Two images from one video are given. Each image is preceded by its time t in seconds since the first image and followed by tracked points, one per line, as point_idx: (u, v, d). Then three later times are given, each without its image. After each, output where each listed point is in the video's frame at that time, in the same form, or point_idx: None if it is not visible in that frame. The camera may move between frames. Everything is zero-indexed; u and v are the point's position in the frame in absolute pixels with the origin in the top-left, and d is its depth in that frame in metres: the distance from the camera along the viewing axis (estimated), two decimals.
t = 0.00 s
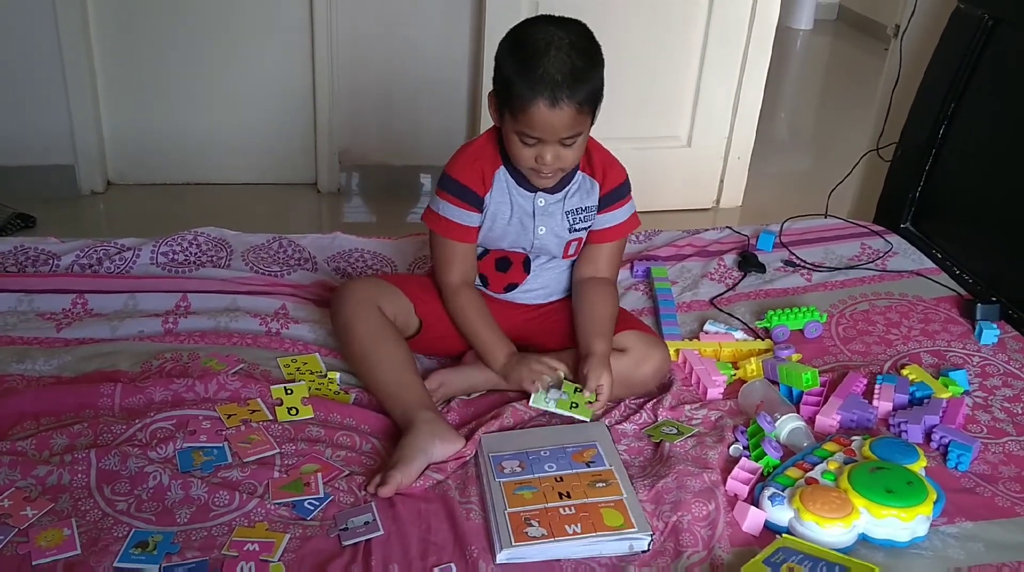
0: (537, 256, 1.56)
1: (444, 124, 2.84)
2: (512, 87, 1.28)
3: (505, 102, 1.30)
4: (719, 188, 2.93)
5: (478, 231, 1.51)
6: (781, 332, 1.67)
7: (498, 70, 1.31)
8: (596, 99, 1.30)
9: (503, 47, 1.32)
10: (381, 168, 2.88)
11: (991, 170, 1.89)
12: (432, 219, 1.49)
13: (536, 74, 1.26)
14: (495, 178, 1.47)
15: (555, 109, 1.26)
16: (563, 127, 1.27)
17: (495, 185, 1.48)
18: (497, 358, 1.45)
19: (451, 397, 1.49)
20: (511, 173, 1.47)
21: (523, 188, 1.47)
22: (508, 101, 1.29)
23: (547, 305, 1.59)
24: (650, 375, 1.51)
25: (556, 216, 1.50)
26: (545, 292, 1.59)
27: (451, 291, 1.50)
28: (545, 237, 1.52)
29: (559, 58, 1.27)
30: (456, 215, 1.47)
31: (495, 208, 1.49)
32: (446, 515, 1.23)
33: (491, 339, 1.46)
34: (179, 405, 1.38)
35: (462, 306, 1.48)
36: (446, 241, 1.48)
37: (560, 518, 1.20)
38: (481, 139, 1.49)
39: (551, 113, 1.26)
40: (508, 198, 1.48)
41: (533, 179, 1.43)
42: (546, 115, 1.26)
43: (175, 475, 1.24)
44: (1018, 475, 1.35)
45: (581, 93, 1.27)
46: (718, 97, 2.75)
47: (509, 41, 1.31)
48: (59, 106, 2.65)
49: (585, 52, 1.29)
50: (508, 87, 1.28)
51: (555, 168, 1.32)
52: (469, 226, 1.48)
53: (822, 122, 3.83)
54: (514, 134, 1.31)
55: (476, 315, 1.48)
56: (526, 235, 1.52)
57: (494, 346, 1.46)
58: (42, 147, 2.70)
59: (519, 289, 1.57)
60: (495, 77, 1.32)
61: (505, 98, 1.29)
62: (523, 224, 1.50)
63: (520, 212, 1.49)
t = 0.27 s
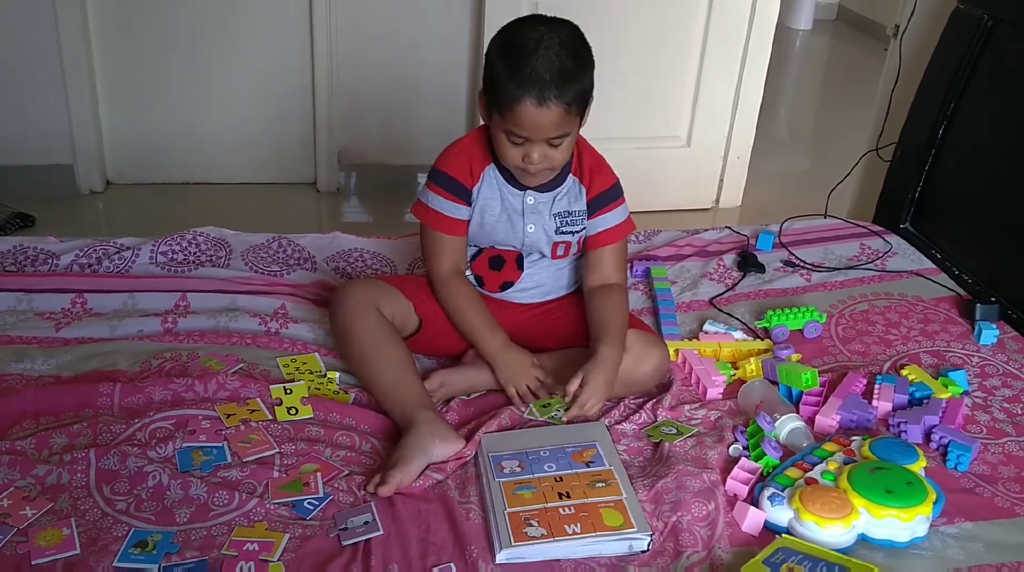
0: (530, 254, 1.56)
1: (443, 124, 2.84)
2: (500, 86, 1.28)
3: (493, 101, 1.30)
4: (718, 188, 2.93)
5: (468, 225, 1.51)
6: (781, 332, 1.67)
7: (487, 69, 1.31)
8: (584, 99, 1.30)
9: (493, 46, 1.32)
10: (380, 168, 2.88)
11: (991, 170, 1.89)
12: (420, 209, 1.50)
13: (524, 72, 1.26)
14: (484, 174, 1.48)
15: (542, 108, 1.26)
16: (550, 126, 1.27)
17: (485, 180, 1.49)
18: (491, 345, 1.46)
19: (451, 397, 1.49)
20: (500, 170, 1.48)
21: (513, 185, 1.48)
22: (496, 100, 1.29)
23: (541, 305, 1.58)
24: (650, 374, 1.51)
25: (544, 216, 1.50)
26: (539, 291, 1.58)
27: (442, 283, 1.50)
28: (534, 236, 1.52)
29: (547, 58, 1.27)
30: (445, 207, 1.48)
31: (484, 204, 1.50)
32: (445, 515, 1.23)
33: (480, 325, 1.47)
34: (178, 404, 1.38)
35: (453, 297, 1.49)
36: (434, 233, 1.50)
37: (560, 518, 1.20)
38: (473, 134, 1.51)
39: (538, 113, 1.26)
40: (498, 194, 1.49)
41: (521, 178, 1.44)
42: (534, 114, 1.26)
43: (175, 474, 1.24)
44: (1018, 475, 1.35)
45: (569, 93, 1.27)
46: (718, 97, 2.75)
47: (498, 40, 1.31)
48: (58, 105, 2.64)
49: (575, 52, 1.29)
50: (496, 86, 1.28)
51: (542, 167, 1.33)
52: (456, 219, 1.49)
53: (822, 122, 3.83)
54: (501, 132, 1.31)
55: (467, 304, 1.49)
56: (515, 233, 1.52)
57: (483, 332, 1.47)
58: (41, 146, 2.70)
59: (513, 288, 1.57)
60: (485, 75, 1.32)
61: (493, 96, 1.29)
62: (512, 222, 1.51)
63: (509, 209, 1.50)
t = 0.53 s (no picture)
0: (527, 253, 1.56)
1: (446, 123, 2.84)
2: (501, 91, 1.28)
3: (493, 106, 1.30)
4: (721, 188, 2.92)
5: (464, 219, 1.53)
6: (784, 332, 1.67)
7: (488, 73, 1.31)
8: (584, 105, 1.30)
9: (493, 49, 1.31)
10: (383, 167, 2.88)
11: (994, 171, 1.89)
12: (416, 198, 1.53)
13: (525, 79, 1.26)
14: (479, 169, 1.50)
15: (543, 115, 1.26)
16: (550, 132, 1.28)
17: (480, 175, 1.50)
18: (470, 311, 1.44)
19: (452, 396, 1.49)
20: (495, 167, 1.49)
21: (508, 184, 1.49)
22: (496, 105, 1.29)
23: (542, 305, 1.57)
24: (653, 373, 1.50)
25: (540, 215, 1.51)
26: (539, 292, 1.57)
27: (427, 258, 1.52)
28: (529, 235, 1.52)
29: (548, 64, 1.26)
30: (439, 197, 1.51)
31: (480, 200, 1.51)
32: (449, 514, 1.23)
33: (459, 295, 1.47)
34: (181, 403, 1.38)
35: (435, 270, 1.50)
36: (431, 223, 1.52)
37: (563, 517, 1.20)
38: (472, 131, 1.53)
39: (539, 119, 1.26)
40: (494, 191, 1.50)
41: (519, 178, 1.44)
42: (534, 121, 1.26)
43: (178, 473, 1.24)
44: (1021, 475, 1.35)
45: (570, 99, 1.27)
46: (721, 96, 2.75)
47: (499, 43, 1.30)
48: (61, 103, 2.64)
49: (576, 57, 1.29)
50: (497, 91, 1.28)
51: (542, 172, 1.33)
52: (451, 210, 1.51)
53: (824, 122, 3.83)
54: (502, 137, 1.31)
55: (449, 277, 1.49)
56: (510, 232, 1.52)
57: (461, 301, 1.46)
58: (43, 144, 2.70)
59: (513, 288, 1.56)
60: (485, 79, 1.32)
61: (494, 101, 1.29)
62: (507, 220, 1.51)
63: (504, 207, 1.50)
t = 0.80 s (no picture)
0: (531, 255, 1.56)
1: (448, 124, 2.84)
2: (496, 91, 1.28)
3: (489, 106, 1.30)
4: (723, 190, 2.93)
5: (471, 229, 1.53)
6: (785, 335, 1.67)
7: (484, 72, 1.31)
8: (580, 106, 1.30)
9: (490, 49, 1.32)
10: (385, 167, 2.89)
11: (996, 174, 1.89)
12: (422, 218, 1.52)
13: (520, 79, 1.26)
14: (481, 179, 1.50)
15: (537, 115, 1.26)
16: (545, 132, 1.28)
17: (481, 183, 1.50)
18: (486, 333, 1.44)
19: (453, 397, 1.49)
20: (496, 175, 1.49)
21: (509, 191, 1.50)
22: (492, 105, 1.29)
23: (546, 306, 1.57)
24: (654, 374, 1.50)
25: (542, 218, 1.51)
26: (543, 293, 1.58)
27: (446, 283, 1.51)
28: (533, 239, 1.53)
29: (544, 64, 1.26)
30: (446, 214, 1.50)
31: (482, 207, 1.51)
32: (450, 515, 1.23)
33: (477, 317, 1.46)
34: (183, 403, 1.38)
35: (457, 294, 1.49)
36: (441, 240, 1.51)
37: (564, 519, 1.20)
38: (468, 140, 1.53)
39: (534, 119, 1.26)
40: (495, 198, 1.51)
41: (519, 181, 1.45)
42: (529, 120, 1.26)
43: (180, 473, 1.24)
44: (1022, 479, 1.35)
45: (566, 100, 1.27)
46: (723, 98, 2.75)
47: (495, 43, 1.31)
48: (64, 102, 2.65)
49: (572, 58, 1.29)
50: (493, 91, 1.28)
51: (538, 172, 1.33)
52: (460, 224, 1.50)
53: (826, 124, 3.83)
54: (498, 137, 1.32)
55: (470, 301, 1.48)
56: (514, 237, 1.53)
57: (478, 323, 1.45)
58: (46, 143, 2.70)
59: (516, 290, 1.57)
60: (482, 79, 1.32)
61: (489, 101, 1.30)
62: (511, 226, 1.52)
63: (507, 213, 1.51)
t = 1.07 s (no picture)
0: (535, 258, 1.56)
1: (451, 125, 2.84)
2: (495, 86, 1.28)
3: (488, 103, 1.30)
4: (725, 192, 2.93)
5: (477, 235, 1.52)
6: (788, 337, 1.67)
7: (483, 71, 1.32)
8: (579, 102, 1.30)
9: (489, 48, 1.33)
10: (388, 168, 2.89)
11: (999, 177, 1.89)
12: (429, 226, 1.52)
13: (518, 73, 1.27)
14: (487, 185, 1.49)
15: (536, 109, 1.26)
16: (545, 128, 1.27)
17: (487, 188, 1.50)
18: (495, 351, 1.43)
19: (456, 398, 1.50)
20: (502, 180, 1.49)
21: (514, 196, 1.49)
22: (491, 102, 1.29)
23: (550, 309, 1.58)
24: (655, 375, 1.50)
25: (547, 223, 1.51)
26: (547, 295, 1.58)
27: (456, 294, 1.51)
28: (538, 244, 1.52)
29: (542, 59, 1.27)
30: (451, 221, 1.49)
31: (488, 212, 1.51)
32: (452, 516, 1.23)
33: (487, 334, 1.46)
34: (186, 404, 1.38)
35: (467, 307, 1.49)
36: (445, 248, 1.51)
37: (566, 521, 1.20)
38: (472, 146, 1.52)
39: (532, 113, 1.26)
40: (501, 203, 1.50)
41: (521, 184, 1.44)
42: (527, 115, 1.26)
43: (182, 474, 1.24)
44: None
45: (565, 94, 1.27)
46: (726, 101, 2.75)
47: (494, 43, 1.32)
48: (67, 103, 2.65)
49: (571, 55, 1.30)
50: (492, 87, 1.29)
51: (539, 171, 1.32)
52: (465, 231, 1.50)
53: (829, 126, 3.83)
54: (497, 135, 1.31)
55: (480, 315, 1.48)
56: (519, 242, 1.53)
57: (488, 340, 1.45)
58: (49, 144, 2.71)
59: (520, 293, 1.57)
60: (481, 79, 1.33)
61: (488, 98, 1.30)
62: (516, 231, 1.51)
63: (512, 219, 1.51)
